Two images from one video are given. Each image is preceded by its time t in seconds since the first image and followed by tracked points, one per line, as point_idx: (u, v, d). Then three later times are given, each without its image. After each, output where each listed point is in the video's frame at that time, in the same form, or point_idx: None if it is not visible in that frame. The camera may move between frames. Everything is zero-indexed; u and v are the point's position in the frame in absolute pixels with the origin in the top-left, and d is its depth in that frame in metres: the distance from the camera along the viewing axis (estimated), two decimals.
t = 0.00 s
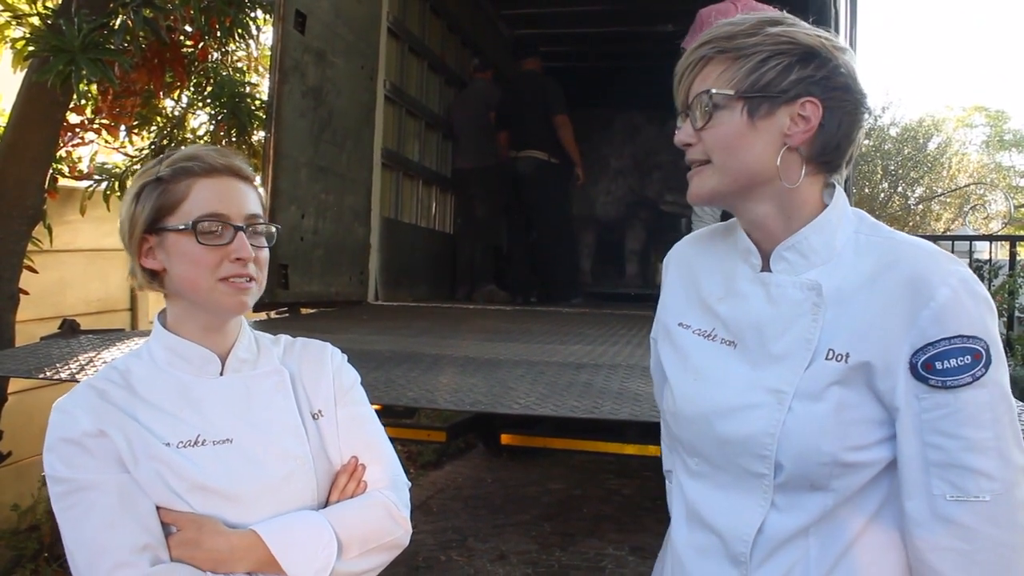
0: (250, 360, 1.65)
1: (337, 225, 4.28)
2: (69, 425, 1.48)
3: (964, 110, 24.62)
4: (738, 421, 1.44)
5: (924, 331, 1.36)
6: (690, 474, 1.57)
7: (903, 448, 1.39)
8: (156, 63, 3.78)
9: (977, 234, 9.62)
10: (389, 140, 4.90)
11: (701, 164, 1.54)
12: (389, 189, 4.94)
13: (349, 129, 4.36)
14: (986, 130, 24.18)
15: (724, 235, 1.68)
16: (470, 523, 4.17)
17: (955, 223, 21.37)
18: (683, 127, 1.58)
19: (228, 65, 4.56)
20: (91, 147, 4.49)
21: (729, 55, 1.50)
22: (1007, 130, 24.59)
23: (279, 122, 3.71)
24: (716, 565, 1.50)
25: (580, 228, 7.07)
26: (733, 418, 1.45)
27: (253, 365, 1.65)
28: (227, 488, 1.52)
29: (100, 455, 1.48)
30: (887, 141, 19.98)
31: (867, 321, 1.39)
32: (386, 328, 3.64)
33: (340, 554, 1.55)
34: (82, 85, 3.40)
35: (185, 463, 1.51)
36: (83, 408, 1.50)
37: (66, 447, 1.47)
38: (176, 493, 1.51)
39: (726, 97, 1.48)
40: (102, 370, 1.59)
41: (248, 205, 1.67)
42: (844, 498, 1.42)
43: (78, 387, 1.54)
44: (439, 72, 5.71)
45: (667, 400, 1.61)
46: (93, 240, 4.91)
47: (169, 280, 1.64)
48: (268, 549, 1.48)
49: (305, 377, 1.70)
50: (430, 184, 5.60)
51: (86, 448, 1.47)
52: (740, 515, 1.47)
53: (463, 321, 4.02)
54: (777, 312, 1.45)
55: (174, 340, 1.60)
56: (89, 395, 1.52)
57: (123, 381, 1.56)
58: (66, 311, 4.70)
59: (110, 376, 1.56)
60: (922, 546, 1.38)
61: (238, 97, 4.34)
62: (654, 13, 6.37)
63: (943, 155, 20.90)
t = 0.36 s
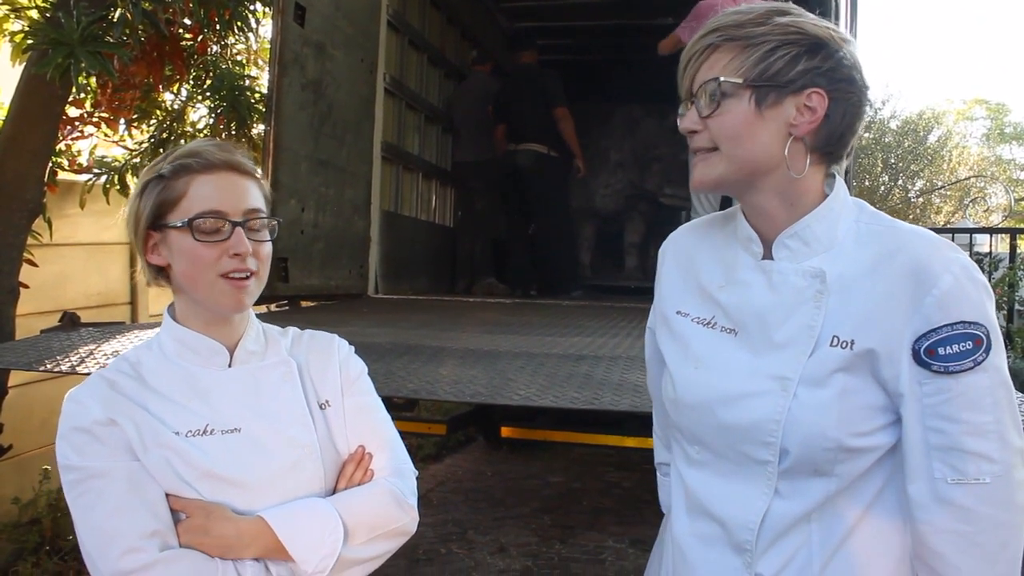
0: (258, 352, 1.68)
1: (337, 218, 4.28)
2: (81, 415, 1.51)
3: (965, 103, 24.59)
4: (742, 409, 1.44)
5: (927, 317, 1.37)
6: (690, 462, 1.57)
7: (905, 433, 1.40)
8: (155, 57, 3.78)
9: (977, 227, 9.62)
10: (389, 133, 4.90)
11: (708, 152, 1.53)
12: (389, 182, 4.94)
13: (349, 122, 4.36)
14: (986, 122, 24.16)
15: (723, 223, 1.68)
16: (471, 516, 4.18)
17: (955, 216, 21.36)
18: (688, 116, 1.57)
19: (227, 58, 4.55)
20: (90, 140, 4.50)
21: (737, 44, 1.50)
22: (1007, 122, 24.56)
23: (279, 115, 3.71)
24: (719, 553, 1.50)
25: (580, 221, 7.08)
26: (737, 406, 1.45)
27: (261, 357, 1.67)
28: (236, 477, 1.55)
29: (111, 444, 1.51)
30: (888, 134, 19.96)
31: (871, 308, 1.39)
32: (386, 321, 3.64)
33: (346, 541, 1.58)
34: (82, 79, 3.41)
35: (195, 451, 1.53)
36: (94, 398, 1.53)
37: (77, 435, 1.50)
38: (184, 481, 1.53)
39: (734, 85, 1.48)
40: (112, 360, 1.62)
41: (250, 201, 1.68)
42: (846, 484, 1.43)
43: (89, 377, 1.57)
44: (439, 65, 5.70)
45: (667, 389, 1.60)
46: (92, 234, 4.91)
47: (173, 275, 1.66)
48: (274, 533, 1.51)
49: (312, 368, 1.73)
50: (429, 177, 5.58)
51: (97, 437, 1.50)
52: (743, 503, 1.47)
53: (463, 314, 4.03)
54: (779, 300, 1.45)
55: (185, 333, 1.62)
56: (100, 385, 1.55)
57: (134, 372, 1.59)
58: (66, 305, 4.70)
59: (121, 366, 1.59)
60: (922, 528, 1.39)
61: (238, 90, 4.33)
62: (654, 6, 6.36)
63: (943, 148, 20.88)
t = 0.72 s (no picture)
0: (261, 345, 1.68)
1: (336, 215, 4.28)
2: (91, 409, 1.50)
3: (964, 98, 24.58)
4: (745, 402, 1.44)
5: (926, 309, 1.37)
6: (692, 456, 1.57)
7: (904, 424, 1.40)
8: (153, 54, 3.77)
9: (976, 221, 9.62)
10: (388, 130, 4.90)
11: (701, 150, 1.53)
12: (388, 179, 4.94)
13: (348, 119, 4.36)
14: (984, 117, 24.17)
15: (721, 217, 1.68)
16: (471, 512, 4.18)
17: (953, 211, 21.37)
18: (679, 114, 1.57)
19: (226, 55, 4.55)
20: (88, 138, 4.49)
21: (728, 41, 1.49)
22: (1006, 117, 24.56)
23: (278, 112, 3.71)
24: (721, 547, 1.50)
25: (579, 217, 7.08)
26: (739, 400, 1.45)
27: (264, 350, 1.67)
28: (252, 468, 1.55)
29: (124, 439, 1.50)
30: (887, 128, 19.97)
31: (872, 301, 1.39)
32: (386, 317, 3.65)
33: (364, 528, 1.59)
34: (80, 75, 3.40)
35: (209, 444, 1.53)
36: (106, 392, 1.52)
37: (89, 431, 1.50)
38: (199, 473, 1.53)
39: (727, 83, 1.47)
40: (115, 354, 1.61)
41: (264, 193, 1.69)
42: (847, 477, 1.43)
43: (97, 371, 1.55)
44: (438, 61, 5.69)
45: (667, 383, 1.60)
46: (91, 232, 4.90)
47: (188, 268, 1.65)
48: (293, 521, 1.52)
49: (315, 359, 1.73)
50: (428, 173, 5.58)
51: (111, 431, 1.49)
52: (745, 497, 1.47)
53: (462, 310, 4.03)
54: (780, 294, 1.45)
55: (188, 326, 1.62)
56: (110, 380, 1.54)
57: (140, 365, 1.57)
58: (65, 302, 4.69)
59: (126, 360, 1.58)
60: (921, 519, 1.39)
61: (236, 87, 4.31)
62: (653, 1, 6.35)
63: (942, 143, 20.89)
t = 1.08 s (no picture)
0: (258, 344, 1.69)
1: (332, 215, 4.27)
2: (93, 401, 1.50)
3: (960, 99, 24.63)
4: (737, 404, 1.44)
5: (919, 313, 1.37)
6: (685, 457, 1.57)
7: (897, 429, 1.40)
8: (150, 53, 3.76)
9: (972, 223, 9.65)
10: (385, 130, 4.90)
11: (694, 157, 1.53)
12: (385, 179, 4.94)
13: (345, 119, 4.35)
14: (980, 119, 24.25)
15: (716, 221, 1.68)
16: (466, 513, 4.18)
17: (949, 212, 21.42)
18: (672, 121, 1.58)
19: (222, 55, 4.54)
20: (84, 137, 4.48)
21: (717, 47, 1.50)
22: (1002, 118, 24.62)
23: (274, 112, 3.71)
24: (712, 550, 1.50)
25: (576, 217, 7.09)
26: (731, 402, 1.45)
27: (261, 348, 1.69)
28: (251, 465, 1.56)
29: (126, 431, 1.50)
30: (883, 129, 20.00)
31: (865, 304, 1.39)
32: (382, 318, 3.64)
33: (359, 525, 1.61)
34: (76, 74, 3.39)
35: (210, 439, 1.54)
36: (108, 383, 1.52)
37: (89, 423, 1.49)
38: (199, 467, 1.53)
39: (716, 89, 1.48)
40: (112, 347, 1.60)
41: (250, 193, 1.68)
42: (838, 480, 1.43)
43: (96, 362, 1.55)
44: (435, 61, 5.69)
45: (661, 384, 1.61)
46: (86, 231, 4.88)
47: (184, 278, 1.65)
48: (293, 516, 1.53)
49: (311, 360, 1.75)
50: (425, 173, 5.58)
51: (113, 423, 1.49)
52: (737, 499, 1.47)
53: (458, 311, 4.03)
54: (772, 296, 1.45)
55: (188, 321, 1.62)
56: (111, 371, 1.53)
57: (139, 359, 1.58)
58: (60, 302, 4.68)
59: (123, 353, 1.58)
60: (913, 525, 1.39)
61: (233, 87, 4.29)
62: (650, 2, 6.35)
63: (938, 144, 20.93)
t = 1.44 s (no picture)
0: (259, 338, 1.69)
1: (330, 215, 4.27)
2: (97, 397, 1.50)
3: (959, 100, 24.66)
4: (728, 401, 1.45)
5: (911, 311, 1.37)
6: (679, 455, 1.58)
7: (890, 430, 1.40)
8: (148, 53, 3.76)
9: (971, 224, 9.66)
10: (383, 131, 4.90)
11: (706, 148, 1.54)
12: (384, 180, 4.94)
13: (343, 120, 4.35)
14: (978, 121, 24.28)
15: (715, 218, 1.68)
16: (465, 514, 4.18)
17: (948, 213, 21.44)
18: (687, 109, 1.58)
19: (221, 55, 4.54)
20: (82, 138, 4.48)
21: (744, 41, 1.50)
22: (1000, 120, 24.65)
23: (273, 112, 3.70)
24: (704, 549, 1.50)
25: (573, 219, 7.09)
26: (723, 399, 1.45)
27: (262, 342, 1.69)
28: (256, 458, 1.56)
29: (131, 426, 1.50)
30: (882, 131, 20.03)
31: (857, 300, 1.40)
32: (381, 318, 3.64)
33: (365, 517, 1.61)
34: (75, 74, 3.39)
35: (214, 433, 1.54)
36: (111, 381, 1.52)
37: (94, 418, 1.49)
38: (204, 462, 1.53)
39: (736, 83, 1.48)
40: (114, 344, 1.61)
41: (251, 195, 1.68)
42: (831, 480, 1.43)
43: (98, 359, 1.55)
44: (433, 62, 5.69)
45: (658, 380, 1.61)
46: (85, 232, 4.88)
47: (183, 276, 1.65)
48: (300, 510, 1.53)
49: (310, 354, 1.76)
50: (424, 174, 5.59)
51: (118, 418, 1.49)
52: (728, 497, 1.47)
53: (457, 311, 4.02)
54: (766, 292, 1.45)
55: (190, 316, 1.62)
56: (113, 368, 1.53)
57: (142, 355, 1.57)
58: (58, 302, 4.67)
59: (126, 350, 1.58)
60: (905, 526, 1.39)
61: (231, 87, 4.29)
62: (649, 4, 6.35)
63: (936, 146, 20.96)
